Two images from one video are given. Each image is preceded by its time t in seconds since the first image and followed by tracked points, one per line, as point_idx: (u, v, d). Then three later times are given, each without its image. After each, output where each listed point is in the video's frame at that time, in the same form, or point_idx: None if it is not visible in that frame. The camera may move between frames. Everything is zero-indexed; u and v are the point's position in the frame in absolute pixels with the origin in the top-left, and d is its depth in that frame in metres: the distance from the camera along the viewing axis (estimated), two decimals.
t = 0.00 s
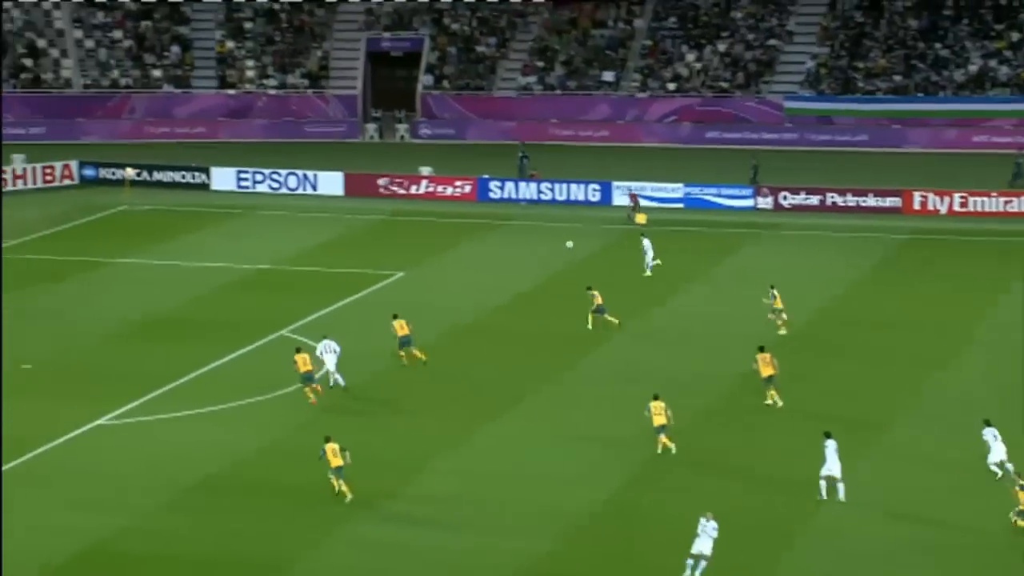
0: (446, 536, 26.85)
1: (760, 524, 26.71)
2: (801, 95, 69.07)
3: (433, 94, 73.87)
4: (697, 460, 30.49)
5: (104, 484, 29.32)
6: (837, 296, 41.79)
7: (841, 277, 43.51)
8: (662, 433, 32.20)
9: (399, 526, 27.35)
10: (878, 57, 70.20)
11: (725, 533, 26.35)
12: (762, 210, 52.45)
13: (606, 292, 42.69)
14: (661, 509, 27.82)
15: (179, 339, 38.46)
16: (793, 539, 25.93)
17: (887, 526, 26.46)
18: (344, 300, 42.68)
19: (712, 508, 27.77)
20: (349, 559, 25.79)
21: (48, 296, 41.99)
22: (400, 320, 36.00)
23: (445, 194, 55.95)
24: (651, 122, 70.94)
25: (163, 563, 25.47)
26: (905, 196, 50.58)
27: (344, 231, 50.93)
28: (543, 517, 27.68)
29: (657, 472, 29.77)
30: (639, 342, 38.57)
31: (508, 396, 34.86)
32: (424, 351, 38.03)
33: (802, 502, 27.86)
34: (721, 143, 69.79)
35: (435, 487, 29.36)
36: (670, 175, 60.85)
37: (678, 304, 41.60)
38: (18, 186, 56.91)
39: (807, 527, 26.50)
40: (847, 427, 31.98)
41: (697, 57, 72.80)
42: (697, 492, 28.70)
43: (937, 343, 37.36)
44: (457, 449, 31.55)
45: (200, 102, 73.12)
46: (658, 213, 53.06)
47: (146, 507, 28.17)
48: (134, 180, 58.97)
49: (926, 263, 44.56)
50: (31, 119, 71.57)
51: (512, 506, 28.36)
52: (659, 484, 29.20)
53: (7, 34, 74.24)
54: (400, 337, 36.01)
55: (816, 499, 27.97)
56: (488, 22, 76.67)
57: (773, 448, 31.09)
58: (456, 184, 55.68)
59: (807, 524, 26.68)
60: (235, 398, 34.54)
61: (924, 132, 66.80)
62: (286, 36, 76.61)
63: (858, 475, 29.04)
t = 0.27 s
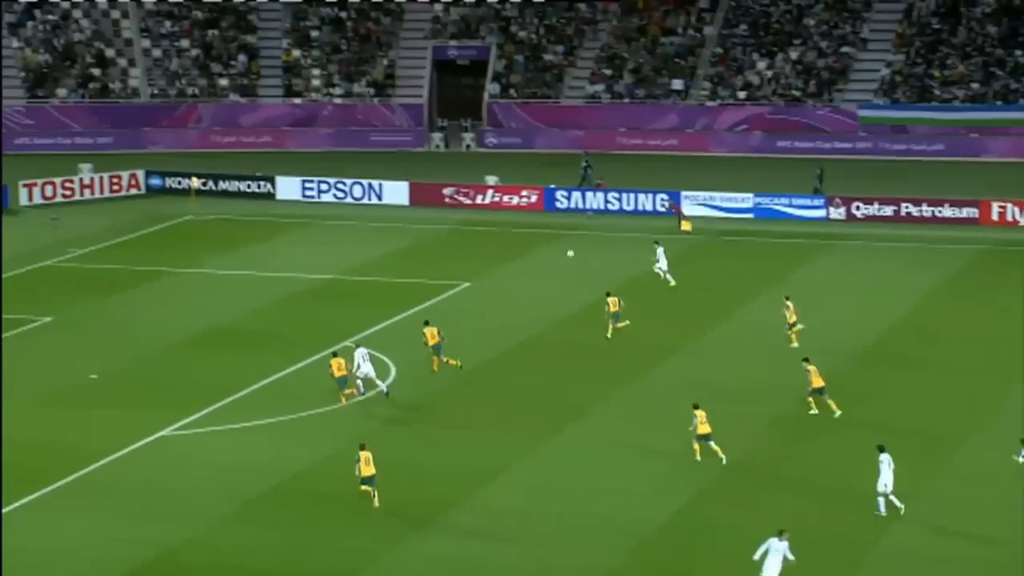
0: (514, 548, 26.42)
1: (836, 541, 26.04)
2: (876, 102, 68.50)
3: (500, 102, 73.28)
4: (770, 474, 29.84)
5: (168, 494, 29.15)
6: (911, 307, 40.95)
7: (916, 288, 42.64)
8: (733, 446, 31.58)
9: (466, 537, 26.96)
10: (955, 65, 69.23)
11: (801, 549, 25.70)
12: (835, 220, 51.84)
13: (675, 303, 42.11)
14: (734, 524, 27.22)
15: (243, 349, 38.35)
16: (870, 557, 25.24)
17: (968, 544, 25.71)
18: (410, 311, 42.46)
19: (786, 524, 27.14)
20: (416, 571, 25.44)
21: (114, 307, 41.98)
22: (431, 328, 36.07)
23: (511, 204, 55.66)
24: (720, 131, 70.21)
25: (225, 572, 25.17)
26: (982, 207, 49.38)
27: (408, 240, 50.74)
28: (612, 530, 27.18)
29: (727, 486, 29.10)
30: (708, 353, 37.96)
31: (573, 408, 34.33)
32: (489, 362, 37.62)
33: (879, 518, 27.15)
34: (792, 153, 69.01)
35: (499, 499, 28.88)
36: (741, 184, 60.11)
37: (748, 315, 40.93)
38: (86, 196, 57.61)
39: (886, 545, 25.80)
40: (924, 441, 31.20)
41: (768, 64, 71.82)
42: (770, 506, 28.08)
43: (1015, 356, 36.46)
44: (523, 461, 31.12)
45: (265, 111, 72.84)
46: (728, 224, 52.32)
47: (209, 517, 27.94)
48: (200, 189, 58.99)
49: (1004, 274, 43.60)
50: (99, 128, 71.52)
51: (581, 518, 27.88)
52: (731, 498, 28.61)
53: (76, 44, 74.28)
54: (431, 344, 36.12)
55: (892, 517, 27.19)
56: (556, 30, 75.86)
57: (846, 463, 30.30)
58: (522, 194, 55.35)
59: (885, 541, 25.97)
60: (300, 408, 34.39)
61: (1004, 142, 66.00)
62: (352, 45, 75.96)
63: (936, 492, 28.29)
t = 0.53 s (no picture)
0: (556, 562, 26.03)
1: (886, 558, 25.53)
2: (920, 111, 67.97)
3: (540, 111, 72.87)
4: (815, 488, 29.35)
5: (207, 506, 28.98)
6: (958, 318, 40.34)
7: (962, 300, 42.04)
8: (778, 461, 31.09)
9: (507, 551, 26.59)
10: (1000, 74, 68.48)
11: (849, 565, 25.20)
12: (878, 231, 51.41)
13: (716, 314, 41.65)
14: (779, 539, 26.73)
15: (281, 360, 38.22)
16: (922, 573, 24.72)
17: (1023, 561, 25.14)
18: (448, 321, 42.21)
19: (833, 540, 26.64)
20: None
21: (152, 317, 41.95)
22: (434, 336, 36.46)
23: (551, 214, 55.35)
24: (763, 141, 69.75)
25: None
26: None
27: (447, 250, 50.58)
28: (656, 545, 26.74)
29: (771, 499, 28.71)
30: (752, 366, 37.46)
31: (614, 419, 34.01)
32: (528, 373, 37.35)
33: (930, 535, 26.61)
34: (836, 161, 68.88)
35: (540, 510, 28.60)
36: (783, 194, 59.58)
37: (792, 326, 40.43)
38: (125, 205, 57.85)
39: (937, 561, 25.26)
40: (974, 456, 30.60)
41: (812, 72, 71.32)
42: (818, 521, 27.59)
43: None
44: (564, 473, 30.75)
45: (304, 120, 72.88)
46: (769, 233, 51.84)
47: (248, 529, 27.79)
48: (238, 199, 58.97)
49: None
50: (138, 137, 71.29)
51: (623, 531, 27.48)
52: (777, 512, 28.12)
53: (116, 53, 74.36)
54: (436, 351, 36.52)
55: (939, 532, 26.74)
56: (596, 38, 75.49)
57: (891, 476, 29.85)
58: (561, 203, 55.12)
59: (936, 559, 25.44)
60: (338, 419, 34.18)
61: None
62: (391, 53, 76.01)
63: (987, 507, 27.71)
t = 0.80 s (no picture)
0: None
1: None
2: (968, 120, 66.69)
3: (583, 121, 72.45)
4: (863, 503, 28.79)
5: (247, 517, 28.81)
6: (1009, 331, 39.61)
7: (1013, 312, 41.30)
8: (825, 474, 30.54)
9: (549, 564, 26.21)
10: None
11: None
12: (926, 241, 50.54)
13: (761, 326, 41.13)
14: (827, 554, 26.20)
15: (321, 370, 38.06)
16: None
17: None
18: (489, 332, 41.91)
19: (882, 556, 26.08)
20: None
21: (193, 328, 41.93)
22: (431, 342, 36.53)
23: (594, 223, 55.22)
24: (808, 150, 69.43)
25: None
26: None
27: (490, 260, 50.36)
28: (700, 559, 26.29)
29: (817, 513, 28.20)
30: (798, 378, 36.91)
31: (656, 431, 33.60)
32: (570, 385, 37.00)
33: (981, 553, 26.01)
34: (882, 171, 68.48)
35: (582, 523, 28.22)
36: (828, 203, 58.91)
37: (839, 338, 39.85)
38: (166, 215, 58.00)
39: None
40: None
41: (858, 81, 70.65)
42: (866, 537, 27.04)
43: None
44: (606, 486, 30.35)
45: (344, 129, 72.91)
46: (814, 244, 51.29)
47: (287, 540, 27.58)
48: (280, 209, 58.91)
49: None
50: (181, 146, 71.44)
51: (667, 545, 27.05)
52: (824, 526, 27.59)
53: (159, 63, 74.70)
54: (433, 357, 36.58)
55: (991, 550, 26.16)
56: (640, 46, 74.99)
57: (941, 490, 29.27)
58: (605, 213, 54.91)
59: None
60: (379, 431, 33.96)
61: None
62: (433, 63, 75.92)
63: None
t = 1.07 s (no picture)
0: None
1: None
2: None
3: (639, 123, 71.81)
4: (928, 511, 28.20)
5: (302, 520, 28.68)
6: None
7: None
8: (888, 482, 29.97)
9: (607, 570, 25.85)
10: None
11: None
12: (990, 245, 49.99)
13: (820, 330, 40.54)
14: (892, 564, 25.66)
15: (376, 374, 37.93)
16: None
17: None
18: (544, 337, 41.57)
19: (949, 566, 25.50)
20: None
21: (249, 331, 41.95)
22: (438, 342, 36.48)
23: (649, 227, 54.57)
24: (869, 153, 68.81)
25: None
26: None
27: (545, 263, 50.09)
28: (762, 566, 25.81)
29: (878, 520, 27.63)
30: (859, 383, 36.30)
31: (713, 437, 33.13)
32: (626, 390, 36.60)
33: None
34: (945, 174, 67.76)
35: (639, 529, 27.85)
36: (889, 207, 58.08)
37: (901, 344, 39.20)
38: (220, 218, 58.11)
39: None
40: None
41: (921, 83, 69.82)
42: (932, 546, 26.45)
43: None
44: (664, 492, 29.94)
45: (397, 132, 72.76)
46: (875, 248, 50.70)
47: (341, 543, 27.43)
48: (333, 212, 58.67)
49: None
50: (235, 150, 71.44)
51: (726, 552, 26.60)
52: (887, 535, 27.03)
53: (213, 66, 74.79)
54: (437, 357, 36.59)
55: None
56: (698, 48, 74.38)
57: (1007, 497, 28.57)
58: (661, 217, 54.32)
59: None
60: (434, 435, 33.75)
61: None
62: (488, 65, 75.66)
63: None
